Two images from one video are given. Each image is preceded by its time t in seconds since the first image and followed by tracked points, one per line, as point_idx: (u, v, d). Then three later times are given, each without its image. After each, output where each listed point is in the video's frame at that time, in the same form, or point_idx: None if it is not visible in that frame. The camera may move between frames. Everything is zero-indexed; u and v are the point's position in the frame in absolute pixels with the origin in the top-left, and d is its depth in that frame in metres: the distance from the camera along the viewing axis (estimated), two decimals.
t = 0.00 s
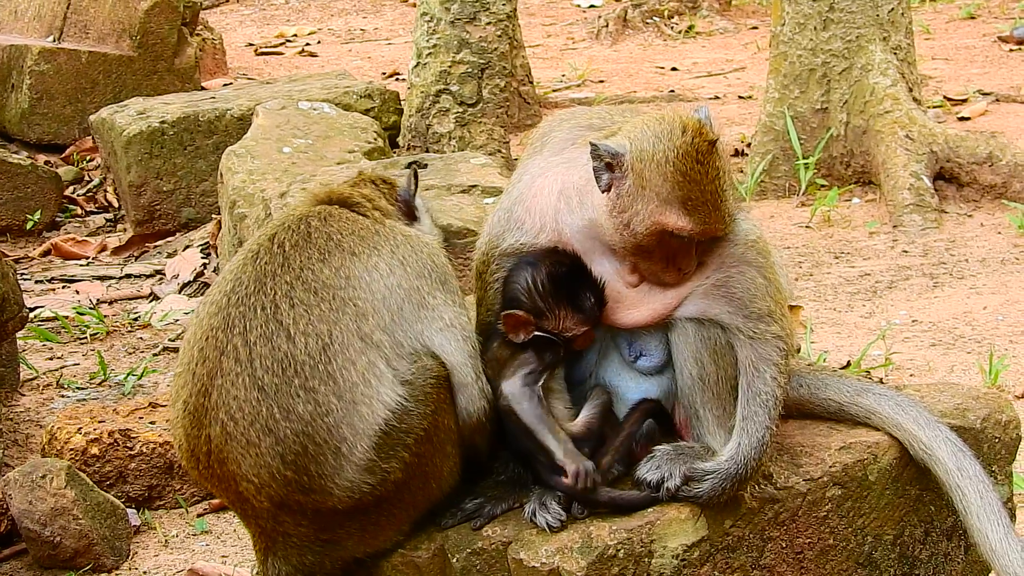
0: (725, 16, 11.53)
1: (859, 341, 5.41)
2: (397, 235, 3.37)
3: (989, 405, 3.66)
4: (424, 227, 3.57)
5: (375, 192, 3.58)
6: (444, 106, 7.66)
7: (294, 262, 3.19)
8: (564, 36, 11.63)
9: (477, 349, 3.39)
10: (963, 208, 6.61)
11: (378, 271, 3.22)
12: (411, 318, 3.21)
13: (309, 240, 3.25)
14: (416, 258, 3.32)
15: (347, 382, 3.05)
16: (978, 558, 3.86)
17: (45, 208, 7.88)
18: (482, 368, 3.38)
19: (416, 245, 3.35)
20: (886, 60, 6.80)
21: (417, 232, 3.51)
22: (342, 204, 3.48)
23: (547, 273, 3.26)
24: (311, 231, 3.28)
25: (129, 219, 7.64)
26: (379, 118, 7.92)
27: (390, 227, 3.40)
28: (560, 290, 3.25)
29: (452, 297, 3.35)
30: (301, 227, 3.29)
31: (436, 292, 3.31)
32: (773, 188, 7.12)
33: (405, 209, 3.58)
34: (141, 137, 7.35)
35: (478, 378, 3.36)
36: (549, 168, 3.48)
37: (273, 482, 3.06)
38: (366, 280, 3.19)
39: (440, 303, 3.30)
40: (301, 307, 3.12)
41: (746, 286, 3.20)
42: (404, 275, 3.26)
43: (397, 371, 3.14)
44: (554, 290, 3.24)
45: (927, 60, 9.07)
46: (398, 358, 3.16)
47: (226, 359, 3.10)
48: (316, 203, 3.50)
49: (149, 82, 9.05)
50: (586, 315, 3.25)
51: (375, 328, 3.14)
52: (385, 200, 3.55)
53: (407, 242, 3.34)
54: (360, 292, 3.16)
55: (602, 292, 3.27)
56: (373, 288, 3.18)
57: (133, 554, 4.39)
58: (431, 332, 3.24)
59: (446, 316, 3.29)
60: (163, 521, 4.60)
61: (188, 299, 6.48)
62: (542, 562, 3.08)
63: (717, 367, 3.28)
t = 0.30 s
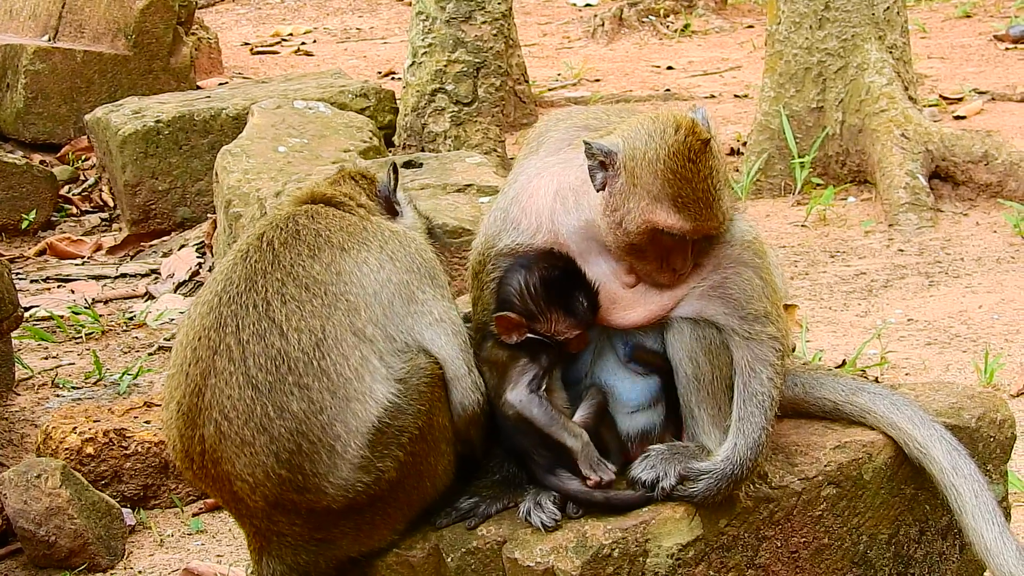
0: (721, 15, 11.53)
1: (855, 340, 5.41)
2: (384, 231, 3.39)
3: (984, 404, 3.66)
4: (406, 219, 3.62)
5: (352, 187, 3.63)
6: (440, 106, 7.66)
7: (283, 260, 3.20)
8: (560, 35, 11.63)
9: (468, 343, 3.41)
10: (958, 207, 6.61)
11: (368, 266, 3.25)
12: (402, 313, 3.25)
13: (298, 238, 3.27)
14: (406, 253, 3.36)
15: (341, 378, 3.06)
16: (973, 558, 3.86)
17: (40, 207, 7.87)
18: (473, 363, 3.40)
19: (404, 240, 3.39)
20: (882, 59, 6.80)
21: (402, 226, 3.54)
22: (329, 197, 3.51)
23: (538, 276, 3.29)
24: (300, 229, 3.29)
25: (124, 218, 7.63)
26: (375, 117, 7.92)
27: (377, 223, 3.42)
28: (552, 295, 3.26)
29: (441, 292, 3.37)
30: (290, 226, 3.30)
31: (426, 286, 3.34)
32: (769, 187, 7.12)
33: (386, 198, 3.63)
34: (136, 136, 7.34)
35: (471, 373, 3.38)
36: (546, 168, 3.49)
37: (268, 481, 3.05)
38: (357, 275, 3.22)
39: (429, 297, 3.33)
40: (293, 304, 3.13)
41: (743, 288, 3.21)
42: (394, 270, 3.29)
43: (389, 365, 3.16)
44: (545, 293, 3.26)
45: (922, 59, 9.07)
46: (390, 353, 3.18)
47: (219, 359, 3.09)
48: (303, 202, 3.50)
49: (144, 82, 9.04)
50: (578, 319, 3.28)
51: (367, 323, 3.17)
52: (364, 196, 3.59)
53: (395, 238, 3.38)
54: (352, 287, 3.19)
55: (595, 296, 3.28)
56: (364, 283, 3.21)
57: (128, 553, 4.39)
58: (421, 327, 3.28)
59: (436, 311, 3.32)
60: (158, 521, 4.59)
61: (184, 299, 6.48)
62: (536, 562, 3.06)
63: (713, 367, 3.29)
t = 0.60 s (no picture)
0: (718, 14, 11.53)
1: (852, 339, 5.42)
2: (371, 229, 3.33)
3: (982, 404, 3.67)
4: (388, 202, 3.54)
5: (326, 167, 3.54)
6: (437, 104, 7.67)
7: (274, 265, 3.16)
8: (557, 34, 11.63)
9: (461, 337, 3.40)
10: (954, 207, 6.62)
11: (359, 270, 3.21)
12: (395, 316, 3.23)
13: (288, 241, 3.21)
14: (397, 252, 3.31)
15: (338, 382, 3.06)
16: (970, 556, 3.87)
17: (37, 204, 7.86)
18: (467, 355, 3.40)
19: (393, 239, 3.34)
20: (878, 58, 6.81)
21: (392, 218, 3.46)
22: (314, 195, 3.42)
23: (538, 273, 3.25)
24: (289, 232, 3.24)
25: (121, 215, 7.62)
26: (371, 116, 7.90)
27: (365, 219, 3.37)
28: (552, 291, 3.23)
29: (432, 292, 3.34)
30: (278, 228, 3.25)
31: (418, 286, 3.31)
32: (765, 186, 7.13)
33: (366, 182, 3.53)
34: (133, 134, 7.33)
35: (465, 370, 3.37)
36: (544, 167, 3.49)
37: (268, 482, 3.05)
38: (349, 279, 3.18)
39: (422, 297, 3.31)
40: (286, 309, 3.10)
41: (741, 286, 3.20)
42: (385, 272, 3.26)
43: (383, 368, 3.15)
44: (546, 290, 3.22)
45: (919, 59, 9.08)
46: (384, 355, 3.18)
47: (215, 364, 3.07)
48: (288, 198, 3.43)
49: (141, 80, 9.04)
50: (578, 314, 3.24)
51: (361, 327, 3.15)
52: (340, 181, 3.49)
53: (384, 239, 3.32)
54: (344, 291, 3.16)
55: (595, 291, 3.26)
56: (356, 287, 3.18)
57: (125, 550, 4.38)
58: (414, 328, 3.27)
59: (429, 311, 3.30)
60: (155, 518, 4.59)
61: (181, 296, 6.48)
62: (534, 560, 3.06)
63: (711, 365, 3.29)
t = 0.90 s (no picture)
0: (715, 13, 11.54)
1: (849, 339, 5.43)
2: (369, 242, 3.25)
3: (981, 404, 3.68)
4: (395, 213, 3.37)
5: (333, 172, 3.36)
6: (435, 102, 7.69)
7: (264, 279, 3.14)
8: (554, 33, 11.63)
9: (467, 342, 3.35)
10: (951, 207, 6.63)
11: (353, 288, 3.16)
12: (391, 335, 3.18)
13: (281, 255, 3.18)
14: (396, 265, 3.24)
15: (328, 397, 3.05)
16: (968, 555, 3.88)
17: (34, 200, 7.84)
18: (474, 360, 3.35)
19: (393, 255, 3.25)
20: (876, 59, 6.82)
21: (400, 228, 3.34)
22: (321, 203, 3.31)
23: (547, 259, 3.22)
24: (284, 248, 3.19)
25: (118, 211, 7.61)
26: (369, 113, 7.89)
27: (366, 226, 3.29)
28: (566, 274, 3.18)
29: (433, 308, 3.28)
30: (273, 243, 3.20)
31: (418, 302, 3.25)
32: (763, 185, 7.14)
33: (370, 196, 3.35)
34: (131, 130, 7.32)
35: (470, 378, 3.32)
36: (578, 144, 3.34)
37: (262, 486, 3.06)
38: (341, 297, 3.14)
39: (422, 311, 3.25)
40: (276, 325, 3.08)
41: (758, 270, 3.10)
42: (382, 288, 3.20)
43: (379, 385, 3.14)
44: (557, 276, 3.18)
45: (916, 59, 9.11)
46: (377, 372, 3.15)
47: (207, 373, 3.08)
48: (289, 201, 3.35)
49: (138, 76, 9.01)
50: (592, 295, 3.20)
51: (354, 344, 3.12)
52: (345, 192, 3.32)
53: (382, 254, 3.24)
54: (336, 308, 3.12)
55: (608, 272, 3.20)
56: (350, 305, 3.14)
57: (122, 545, 4.37)
58: (413, 341, 3.21)
59: (430, 326, 3.24)
60: (152, 513, 4.58)
61: (178, 292, 6.47)
62: (535, 557, 3.08)
63: (730, 348, 3.25)
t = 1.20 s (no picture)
0: (712, 12, 11.54)
1: (846, 338, 5.44)
2: (370, 240, 3.26)
3: (979, 403, 3.68)
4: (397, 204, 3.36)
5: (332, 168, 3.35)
6: (432, 100, 7.65)
7: (265, 278, 3.14)
8: (550, 31, 11.63)
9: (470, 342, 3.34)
10: (948, 207, 6.64)
11: (354, 290, 3.16)
12: (391, 337, 3.18)
13: (282, 254, 3.17)
14: (397, 264, 3.24)
15: (328, 396, 3.05)
16: (966, 555, 3.89)
17: (31, 196, 7.83)
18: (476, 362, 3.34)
19: (394, 257, 3.25)
20: (873, 58, 6.84)
21: (403, 226, 3.34)
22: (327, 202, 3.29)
23: (656, 270, 3.14)
24: (284, 247, 3.19)
25: (114, 208, 7.60)
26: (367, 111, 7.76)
27: (366, 226, 3.28)
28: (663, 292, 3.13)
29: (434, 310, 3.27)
30: (274, 242, 3.20)
31: (419, 304, 3.24)
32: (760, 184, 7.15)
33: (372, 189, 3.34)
34: (129, 126, 7.32)
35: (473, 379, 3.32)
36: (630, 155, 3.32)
37: (262, 483, 3.06)
38: (342, 299, 3.13)
39: (422, 311, 3.24)
40: (276, 324, 3.08)
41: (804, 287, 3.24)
42: (382, 290, 3.19)
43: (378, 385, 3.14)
44: (661, 296, 3.12)
45: (912, 59, 9.12)
46: (378, 374, 3.15)
47: (206, 370, 3.08)
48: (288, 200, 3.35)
49: (136, 73, 9.00)
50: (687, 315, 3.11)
51: (354, 344, 3.12)
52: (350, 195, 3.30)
53: (383, 254, 3.24)
54: (336, 309, 3.12)
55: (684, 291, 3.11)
56: (350, 306, 3.14)
57: (119, 543, 4.37)
58: (414, 341, 3.21)
59: (431, 327, 3.24)
60: (149, 511, 4.58)
61: (174, 290, 6.46)
62: (532, 556, 3.10)
63: (772, 354, 3.44)
